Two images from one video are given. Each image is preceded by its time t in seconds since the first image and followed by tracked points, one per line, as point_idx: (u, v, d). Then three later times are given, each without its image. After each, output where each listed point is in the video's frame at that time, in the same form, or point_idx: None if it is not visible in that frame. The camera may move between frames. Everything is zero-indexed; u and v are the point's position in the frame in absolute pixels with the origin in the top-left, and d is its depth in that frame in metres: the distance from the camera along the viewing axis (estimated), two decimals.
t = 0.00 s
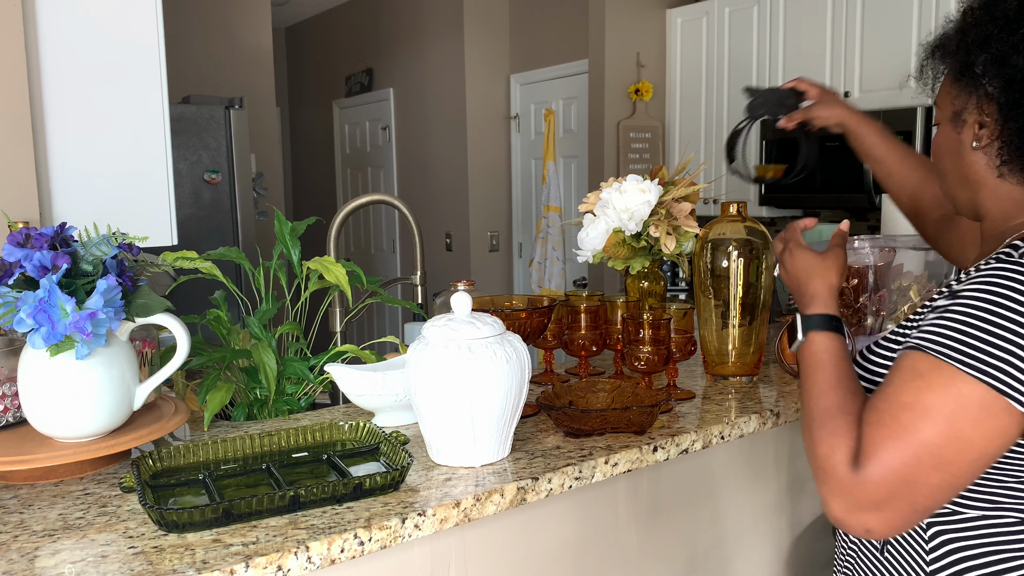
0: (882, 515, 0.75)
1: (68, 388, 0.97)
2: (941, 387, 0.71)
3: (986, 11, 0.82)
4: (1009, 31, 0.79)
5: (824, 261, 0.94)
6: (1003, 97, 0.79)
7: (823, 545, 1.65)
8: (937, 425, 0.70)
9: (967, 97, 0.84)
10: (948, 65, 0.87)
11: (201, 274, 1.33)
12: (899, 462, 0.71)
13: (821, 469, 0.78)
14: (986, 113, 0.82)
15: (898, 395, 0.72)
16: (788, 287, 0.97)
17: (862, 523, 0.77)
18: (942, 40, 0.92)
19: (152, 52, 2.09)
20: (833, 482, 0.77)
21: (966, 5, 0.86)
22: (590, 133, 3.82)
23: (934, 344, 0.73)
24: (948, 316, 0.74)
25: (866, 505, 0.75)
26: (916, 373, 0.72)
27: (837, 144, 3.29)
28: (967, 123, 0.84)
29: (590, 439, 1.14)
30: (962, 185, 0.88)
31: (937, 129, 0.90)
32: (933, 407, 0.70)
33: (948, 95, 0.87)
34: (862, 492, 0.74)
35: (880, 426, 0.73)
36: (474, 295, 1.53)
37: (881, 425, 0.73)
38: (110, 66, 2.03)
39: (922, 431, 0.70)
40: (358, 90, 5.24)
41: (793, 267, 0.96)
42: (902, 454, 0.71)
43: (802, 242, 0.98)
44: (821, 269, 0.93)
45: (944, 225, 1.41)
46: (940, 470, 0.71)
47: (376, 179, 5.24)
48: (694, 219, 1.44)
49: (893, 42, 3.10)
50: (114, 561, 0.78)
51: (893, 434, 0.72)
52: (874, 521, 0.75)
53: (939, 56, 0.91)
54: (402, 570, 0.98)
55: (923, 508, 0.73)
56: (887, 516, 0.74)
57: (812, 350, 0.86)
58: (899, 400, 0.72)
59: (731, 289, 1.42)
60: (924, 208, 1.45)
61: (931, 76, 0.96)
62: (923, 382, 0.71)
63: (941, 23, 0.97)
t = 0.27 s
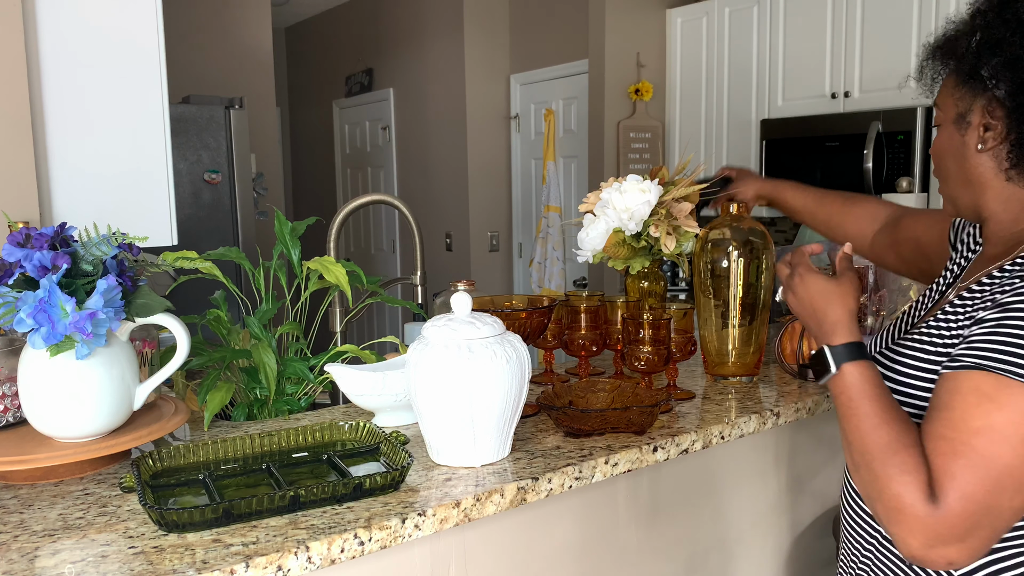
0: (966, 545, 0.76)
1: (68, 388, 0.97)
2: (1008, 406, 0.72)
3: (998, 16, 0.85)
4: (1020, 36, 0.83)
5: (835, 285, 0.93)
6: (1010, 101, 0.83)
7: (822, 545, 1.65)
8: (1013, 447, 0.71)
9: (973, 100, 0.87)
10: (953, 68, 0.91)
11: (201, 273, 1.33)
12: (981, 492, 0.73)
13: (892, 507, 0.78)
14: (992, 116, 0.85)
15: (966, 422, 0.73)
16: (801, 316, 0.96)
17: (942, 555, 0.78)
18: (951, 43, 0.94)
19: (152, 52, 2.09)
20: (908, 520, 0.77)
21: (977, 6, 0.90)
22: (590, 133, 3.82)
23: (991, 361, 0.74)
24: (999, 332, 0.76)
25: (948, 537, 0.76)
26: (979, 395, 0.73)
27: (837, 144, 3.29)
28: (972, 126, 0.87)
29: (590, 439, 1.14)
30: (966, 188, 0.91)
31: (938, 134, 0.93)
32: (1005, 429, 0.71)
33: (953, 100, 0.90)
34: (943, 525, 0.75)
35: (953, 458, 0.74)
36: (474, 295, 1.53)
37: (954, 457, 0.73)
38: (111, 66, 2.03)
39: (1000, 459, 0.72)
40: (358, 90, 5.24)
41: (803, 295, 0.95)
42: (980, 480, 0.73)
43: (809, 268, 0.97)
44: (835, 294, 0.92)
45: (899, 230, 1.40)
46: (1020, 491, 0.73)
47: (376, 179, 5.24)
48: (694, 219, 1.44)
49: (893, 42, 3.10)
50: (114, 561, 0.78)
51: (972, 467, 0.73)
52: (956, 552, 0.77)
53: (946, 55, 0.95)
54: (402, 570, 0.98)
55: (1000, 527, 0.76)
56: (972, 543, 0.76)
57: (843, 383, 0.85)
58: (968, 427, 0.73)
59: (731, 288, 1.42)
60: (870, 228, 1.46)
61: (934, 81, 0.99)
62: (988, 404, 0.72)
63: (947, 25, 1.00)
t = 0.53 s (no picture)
0: (1008, 556, 0.77)
1: (69, 388, 0.97)
2: None
3: (994, 23, 0.86)
4: (1018, 42, 0.83)
5: (842, 304, 0.94)
6: (1009, 107, 0.83)
7: (822, 544, 1.65)
8: None
9: (971, 107, 0.88)
10: (948, 76, 0.91)
11: (201, 273, 1.33)
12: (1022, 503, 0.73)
13: (932, 526, 0.78)
14: (992, 122, 0.86)
15: (999, 434, 0.73)
16: (811, 335, 0.97)
17: (985, 568, 0.78)
18: (945, 50, 0.94)
19: (152, 51, 2.09)
20: (951, 538, 0.77)
21: (973, 12, 0.90)
22: (590, 133, 3.82)
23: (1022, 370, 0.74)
24: None
25: (991, 551, 0.76)
26: (1009, 405, 0.73)
27: (837, 144, 3.29)
28: (971, 132, 0.88)
29: (590, 439, 1.14)
30: (967, 193, 0.91)
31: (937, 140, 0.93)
32: None
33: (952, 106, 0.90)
34: (987, 540, 0.75)
35: (991, 472, 0.74)
36: (474, 295, 1.53)
37: (992, 471, 0.73)
38: (112, 66, 2.03)
39: None
40: (358, 90, 5.25)
41: (813, 315, 0.96)
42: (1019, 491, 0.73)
43: (815, 287, 0.97)
44: (844, 313, 0.93)
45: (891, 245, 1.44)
46: None
47: (376, 179, 5.24)
48: (694, 219, 1.44)
49: (893, 43, 3.10)
50: (114, 561, 0.78)
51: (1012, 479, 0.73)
52: (998, 563, 0.77)
53: (940, 62, 0.95)
54: (402, 570, 0.98)
55: None
56: (1012, 554, 0.77)
57: (864, 405, 0.86)
58: (1003, 439, 0.73)
59: (731, 289, 1.42)
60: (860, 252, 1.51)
61: (929, 90, 1.00)
62: (1020, 414, 0.72)
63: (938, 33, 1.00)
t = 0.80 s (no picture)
0: (996, 557, 0.76)
1: (69, 388, 0.97)
2: None
3: (1001, 23, 0.86)
4: None
5: (838, 303, 0.94)
6: (1015, 106, 0.83)
7: (822, 544, 1.65)
8: None
9: (977, 107, 0.88)
10: (955, 76, 0.91)
11: (201, 273, 1.33)
12: (1009, 504, 0.73)
13: (919, 523, 0.78)
14: (998, 122, 0.86)
15: (988, 435, 0.73)
16: (807, 334, 0.97)
17: (974, 569, 0.77)
18: (951, 51, 0.95)
19: (152, 52, 2.09)
20: (937, 535, 0.77)
21: (980, 13, 0.91)
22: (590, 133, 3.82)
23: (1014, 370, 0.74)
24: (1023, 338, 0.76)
25: (978, 551, 0.75)
26: (1001, 406, 0.73)
27: (837, 144, 3.29)
28: (977, 132, 0.88)
29: (590, 439, 1.14)
30: (973, 194, 0.91)
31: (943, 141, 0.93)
32: None
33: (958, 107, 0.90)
34: (973, 539, 0.75)
35: (978, 472, 0.73)
36: (474, 295, 1.53)
37: (980, 471, 0.73)
38: (112, 66, 2.03)
39: None
40: (358, 90, 5.25)
41: (808, 313, 0.96)
42: (1007, 493, 0.72)
43: (811, 286, 0.97)
44: (839, 312, 0.93)
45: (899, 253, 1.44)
46: None
47: (376, 179, 5.24)
48: (695, 219, 1.44)
49: (893, 43, 3.10)
50: (114, 561, 0.78)
51: (998, 479, 0.72)
52: (986, 564, 0.77)
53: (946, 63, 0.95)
54: (402, 570, 0.98)
55: None
56: (1001, 556, 0.76)
57: (858, 403, 0.86)
58: (992, 439, 0.72)
59: (731, 289, 1.42)
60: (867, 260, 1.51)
61: (937, 91, 1.00)
62: (1011, 415, 0.72)
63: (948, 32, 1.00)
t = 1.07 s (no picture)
0: (997, 556, 0.76)
1: (68, 389, 0.97)
2: None
3: (1000, 21, 0.86)
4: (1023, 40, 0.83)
5: (836, 304, 0.94)
6: (1014, 105, 0.83)
7: (822, 545, 1.65)
8: None
9: (978, 106, 0.88)
10: (956, 75, 0.91)
11: (201, 273, 1.33)
12: (1008, 503, 0.73)
13: (919, 522, 0.78)
14: (998, 121, 0.86)
15: (988, 434, 0.73)
16: (806, 334, 0.97)
17: (974, 568, 0.77)
18: (951, 51, 0.95)
19: (152, 51, 2.09)
20: (937, 534, 0.77)
21: (980, 11, 0.91)
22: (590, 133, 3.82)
23: (1014, 369, 0.74)
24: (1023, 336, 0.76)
25: (978, 550, 0.75)
26: (1001, 405, 0.73)
27: (837, 144, 3.29)
28: (978, 131, 0.88)
29: (590, 439, 1.14)
30: (975, 193, 0.91)
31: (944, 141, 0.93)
32: None
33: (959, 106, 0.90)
34: (973, 538, 0.75)
35: (977, 470, 0.73)
36: (474, 295, 1.53)
37: (980, 470, 0.73)
38: (111, 66, 2.03)
39: None
40: (358, 90, 5.25)
41: (807, 314, 0.96)
42: (1007, 492, 0.72)
43: (809, 287, 0.97)
44: (837, 311, 0.93)
45: (903, 262, 1.43)
46: None
47: (376, 179, 5.24)
48: (695, 219, 1.44)
49: (893, 43, 3.10)
50: (114, 561, 0.78)
51: (997, 477, 0.72)
52: (987, 563, 0.77)
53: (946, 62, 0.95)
54: (402, 570, 0.98)
55: None
56: (1002, 554, 0.76)
57: (857, 402, 0.86)
58: (992, 438, 0.72)
59: (731, 289, 1.42)
60: (872, 268, 1.50)
61: (938, 90, 1.00)
62: (1011, 414, 0.72)
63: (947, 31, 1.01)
